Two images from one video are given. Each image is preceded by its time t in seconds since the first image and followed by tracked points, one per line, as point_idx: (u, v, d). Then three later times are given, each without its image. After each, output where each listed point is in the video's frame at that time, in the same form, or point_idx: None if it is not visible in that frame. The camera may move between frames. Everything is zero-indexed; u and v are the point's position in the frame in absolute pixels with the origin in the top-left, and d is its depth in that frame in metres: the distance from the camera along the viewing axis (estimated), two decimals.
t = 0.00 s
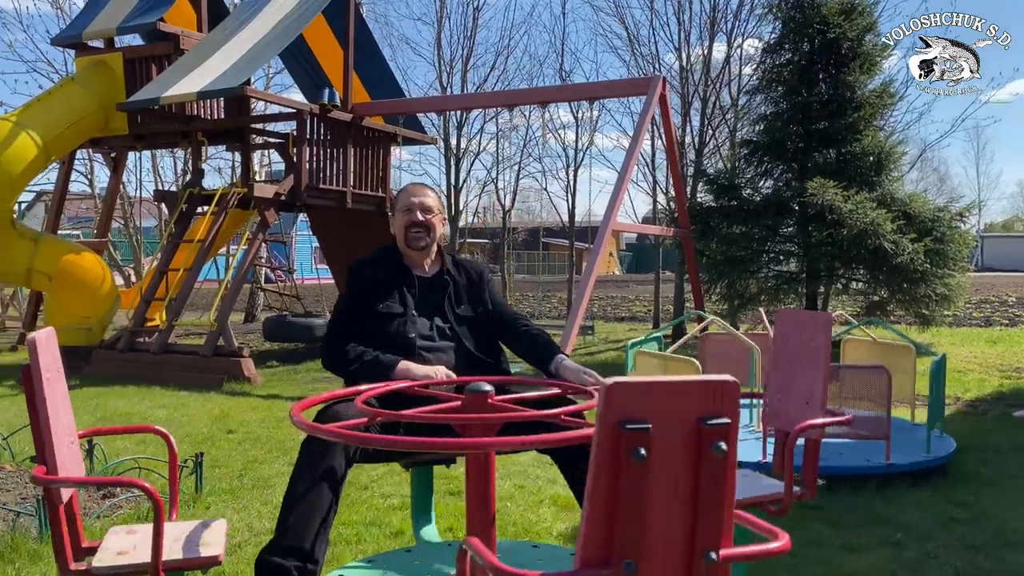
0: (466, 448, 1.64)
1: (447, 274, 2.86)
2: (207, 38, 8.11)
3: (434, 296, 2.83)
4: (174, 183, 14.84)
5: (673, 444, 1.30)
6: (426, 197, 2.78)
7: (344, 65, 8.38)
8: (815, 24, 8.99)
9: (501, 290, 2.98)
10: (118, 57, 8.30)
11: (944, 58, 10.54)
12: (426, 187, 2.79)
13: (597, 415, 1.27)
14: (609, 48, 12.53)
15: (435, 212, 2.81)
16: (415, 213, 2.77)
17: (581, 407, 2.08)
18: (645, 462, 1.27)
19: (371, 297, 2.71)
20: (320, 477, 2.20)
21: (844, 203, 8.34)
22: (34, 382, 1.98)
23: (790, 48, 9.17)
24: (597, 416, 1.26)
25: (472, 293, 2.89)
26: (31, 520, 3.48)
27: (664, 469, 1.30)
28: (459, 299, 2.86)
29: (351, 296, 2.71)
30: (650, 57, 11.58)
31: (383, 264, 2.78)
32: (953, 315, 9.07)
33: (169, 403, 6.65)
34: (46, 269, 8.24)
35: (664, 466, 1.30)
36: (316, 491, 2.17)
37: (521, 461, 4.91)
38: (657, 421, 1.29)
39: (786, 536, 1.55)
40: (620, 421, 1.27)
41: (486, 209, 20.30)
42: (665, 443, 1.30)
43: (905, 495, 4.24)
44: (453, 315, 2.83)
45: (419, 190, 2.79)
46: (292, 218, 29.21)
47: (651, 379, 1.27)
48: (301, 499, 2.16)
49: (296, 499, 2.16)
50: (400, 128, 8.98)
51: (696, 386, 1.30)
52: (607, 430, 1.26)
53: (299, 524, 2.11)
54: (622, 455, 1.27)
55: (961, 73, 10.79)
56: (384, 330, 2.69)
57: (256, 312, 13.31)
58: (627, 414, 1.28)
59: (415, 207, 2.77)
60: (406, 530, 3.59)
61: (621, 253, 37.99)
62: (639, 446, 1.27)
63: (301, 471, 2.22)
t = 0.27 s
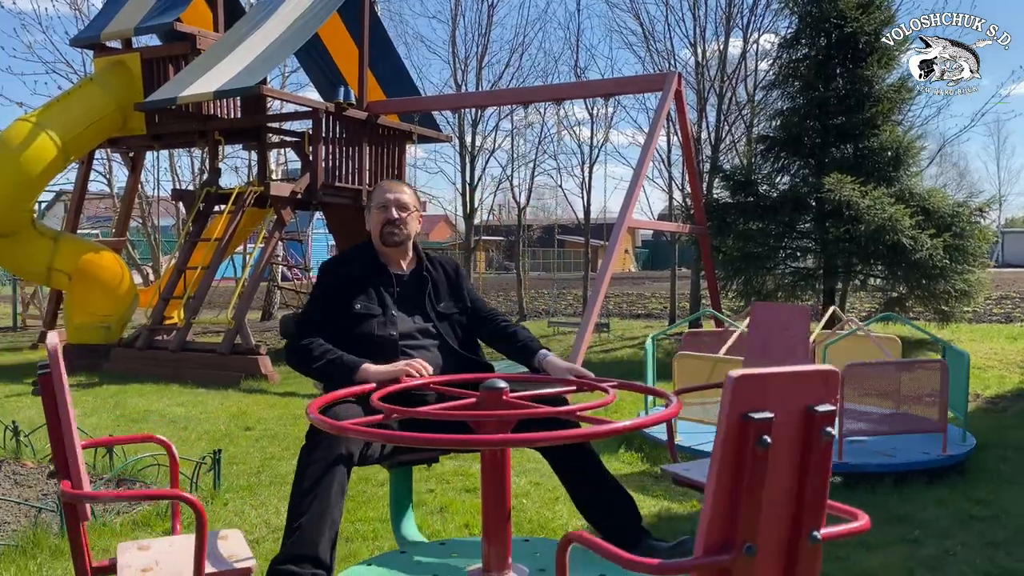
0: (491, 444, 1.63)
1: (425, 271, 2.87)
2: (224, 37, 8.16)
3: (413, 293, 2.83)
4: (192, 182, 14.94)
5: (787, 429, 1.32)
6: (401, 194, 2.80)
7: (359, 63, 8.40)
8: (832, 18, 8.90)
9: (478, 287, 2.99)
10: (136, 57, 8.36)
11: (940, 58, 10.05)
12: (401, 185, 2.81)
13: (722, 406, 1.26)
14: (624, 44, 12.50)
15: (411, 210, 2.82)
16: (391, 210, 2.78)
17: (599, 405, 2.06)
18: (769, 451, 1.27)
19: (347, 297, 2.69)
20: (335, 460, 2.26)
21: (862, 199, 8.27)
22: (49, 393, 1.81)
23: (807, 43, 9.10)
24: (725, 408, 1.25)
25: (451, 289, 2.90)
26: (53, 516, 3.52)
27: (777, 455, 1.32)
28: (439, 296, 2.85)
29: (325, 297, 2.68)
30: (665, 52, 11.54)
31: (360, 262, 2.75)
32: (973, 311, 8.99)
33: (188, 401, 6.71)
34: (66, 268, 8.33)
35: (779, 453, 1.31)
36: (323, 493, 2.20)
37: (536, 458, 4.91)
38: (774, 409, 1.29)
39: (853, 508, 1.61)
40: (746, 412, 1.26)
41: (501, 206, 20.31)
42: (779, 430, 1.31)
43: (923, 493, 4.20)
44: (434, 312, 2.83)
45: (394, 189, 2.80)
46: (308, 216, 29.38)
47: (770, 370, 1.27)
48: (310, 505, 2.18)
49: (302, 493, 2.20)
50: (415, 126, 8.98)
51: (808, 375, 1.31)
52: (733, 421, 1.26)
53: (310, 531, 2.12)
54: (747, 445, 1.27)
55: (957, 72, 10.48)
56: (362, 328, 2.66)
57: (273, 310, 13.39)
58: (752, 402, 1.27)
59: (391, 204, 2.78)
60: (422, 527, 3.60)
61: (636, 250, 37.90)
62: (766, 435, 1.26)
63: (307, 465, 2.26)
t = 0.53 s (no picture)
0: (512, 443, 1.62)
1: (401, 270, 2.88)
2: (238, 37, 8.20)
3: (391, 293, 2.83)
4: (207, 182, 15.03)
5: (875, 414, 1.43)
6: (376, 190, 2.79)
7: (373, 62, 8.42)
8: (847, 12, 8.83)
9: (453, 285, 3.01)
10: (151, 58, 8.41)
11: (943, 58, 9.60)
12: (376, 181, 2.81)
13: (827, 394, 1.35)
14: (637, 40, 12.47)
15: (387, 207, 2.81)
16: (367, 206, 2.76)
17: (614, 401, 2.06)
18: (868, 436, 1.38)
19: (326, 296, 2.66)
20: (344, 453, 2.27)
21: (878, 195, 8.22)
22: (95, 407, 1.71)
23: (822, 37, 9.03)
24: (831, 397, 1.34)
25: (428, 288, 2.91)
26: (72, 514, 3.55)
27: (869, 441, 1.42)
28: (418, 295, 2.87)
29: (303, 296, 2.65)
30: (679, 48, 11.49)
31: (338, 261, 2.74)
32: (991, 306, 8.91)
33: (205, 399, 6.75)
34: (84, 267, 8.41)
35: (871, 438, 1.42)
36: (333, 496, 2.19)
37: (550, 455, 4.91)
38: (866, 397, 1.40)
39: (911, 490, 1.73)
40: (848, 399, 1.36)
41: (515, 204, 20.32)
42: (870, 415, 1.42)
43: (940, 490, 4.18)
44: (415, 312, 2.84)
45: (369, 185, 2.79)
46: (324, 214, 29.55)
47: (866, 361, 1.38)
48: (321, 510, 2.17)
49: (312, 493, 2.19)
50: (428, 124, 9.00)
51: (893, 364, 1.43)
52: (837, 408, 1.36)
53: (326, 538, 2.12)
54: (849, 431, 1.37)
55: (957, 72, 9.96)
56: (345, 327, 2.64)
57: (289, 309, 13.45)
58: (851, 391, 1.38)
59: (367, 201, 2.76)
60: (437, 524, 3.61)
61: (650, 247, 37.83)
62: (866, 421, 1.36)
63: (316, 465, 2.25)
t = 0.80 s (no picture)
0: (539, 439, 1.62)
1: (385, 267, 2.91)
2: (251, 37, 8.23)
3: (378, 290, 2.85)
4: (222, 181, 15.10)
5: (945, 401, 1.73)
6: (361, 187, 2.81)
7: (385, 60, 8.42)
8: (862, 5, 8.78)
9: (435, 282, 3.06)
10: (165, 58, 8.45)
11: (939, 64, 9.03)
12: (360, 178, 2.82)
13: (909, 382, 1.67)
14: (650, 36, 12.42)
15: (371, 205, 2.82)
16: (351, 204, 2.76)
17: (630, 397, 2.07)
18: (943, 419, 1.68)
19: (315, 294, 2.64)
20: (354, 454, 2.28)
21: (894, 189, 8.17)
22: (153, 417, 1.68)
23: (836, 31, 8.98)
24: (914, 383, 1.66)
25: (413, 285, 2.95)
26: (91, 511, 3.59)
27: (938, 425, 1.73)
28: (404, 293, 2.91)
29: (291, 294, 2.62)
30: (692, 44, 11.45)
31: (324, 259, 2.73)
32: (1010, 302, 8.83)
33: (221, 396, 6.79)
34: (100, 266, 8.48)
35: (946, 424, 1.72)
36: (349, 498, 2.21)
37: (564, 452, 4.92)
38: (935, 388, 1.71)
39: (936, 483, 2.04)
40: (925, 386, 1.67)
41: (528, 201, 20.30)
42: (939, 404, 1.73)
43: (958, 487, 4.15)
44: (403, 310, 2.87)
45: (354, 182, 2.79)
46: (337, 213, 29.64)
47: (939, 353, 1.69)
48: (340, 514, 2.18)
49: (327, 495, 2.19)
50: (441, 122, 9.01)
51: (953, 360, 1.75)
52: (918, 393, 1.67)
53: (347, 542, 2.14)
54: (928, 413, 1.67)
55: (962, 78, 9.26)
56: (336, 325, 2.64)
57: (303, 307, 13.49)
58: (928, 380, 1.69)
59: (352, 198, 2.77)
60: (452, 520, 3.62)
61: (664, 244, 37.69)
62: (942, 406, 1.67)
63: (328, 467, 2.24)
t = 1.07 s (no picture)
0: (556, 439, 1.62)
1: (382, 267, 2.91)
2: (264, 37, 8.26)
3: (376, 290, 2.86)
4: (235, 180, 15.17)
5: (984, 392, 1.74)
6: (358, 188, 2.81)
7: (397, 59, 8.43)
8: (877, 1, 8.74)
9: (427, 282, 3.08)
10: (179, 58, 8.48)
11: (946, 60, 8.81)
12: (357, 178, 2.83)
13: (957, 376, 1.67)
14: (663, 33, 12.39)
15: (369, 205, 2.82)
16: (348, 204, 2.77)
17: (647, 396, 2.07)
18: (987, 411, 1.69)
19: (317, 297, 2.59)
20: (374, 452, 2.28)
21: (909, 186, 8.11)
22: (203, 422, 1.62)
23: (851, 27, 8.94)
24: (963, 376, 1.66)
25: (411, 285, 2.96)
26: (109, 509, 3.61)
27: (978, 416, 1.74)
28: (404, 294, 2.91)
29: (295, 293, 2.57)
30: (705, 41, 11.40)
31: (325, 259, 2.71)
32: None
33: (237, 395, 6.82)
34: (116, 266, 8.53)
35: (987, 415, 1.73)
36: (368, 498, 2.23)
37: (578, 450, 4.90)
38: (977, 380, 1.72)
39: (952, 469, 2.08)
40: (973, 379, 1.68)
41: (540, 199, 20.28)
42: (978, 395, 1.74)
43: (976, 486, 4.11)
44: (403, 310, 2.88)
45: (351, 183, 2.80)
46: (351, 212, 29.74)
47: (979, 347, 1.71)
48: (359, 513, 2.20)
49: (346, 495, 2.21)
50: (453, 121, 9.00)
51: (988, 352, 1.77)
52: (967, 386, 1.67)
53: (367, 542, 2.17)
54: (974, 407, 1.67)
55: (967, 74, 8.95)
56: (341, 326, 2.61)
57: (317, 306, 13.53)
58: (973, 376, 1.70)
59: (349, 199, 2.77)
60: (467, 519, 3.62)
61: (677, 242, 37.59)
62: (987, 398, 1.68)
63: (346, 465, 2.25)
